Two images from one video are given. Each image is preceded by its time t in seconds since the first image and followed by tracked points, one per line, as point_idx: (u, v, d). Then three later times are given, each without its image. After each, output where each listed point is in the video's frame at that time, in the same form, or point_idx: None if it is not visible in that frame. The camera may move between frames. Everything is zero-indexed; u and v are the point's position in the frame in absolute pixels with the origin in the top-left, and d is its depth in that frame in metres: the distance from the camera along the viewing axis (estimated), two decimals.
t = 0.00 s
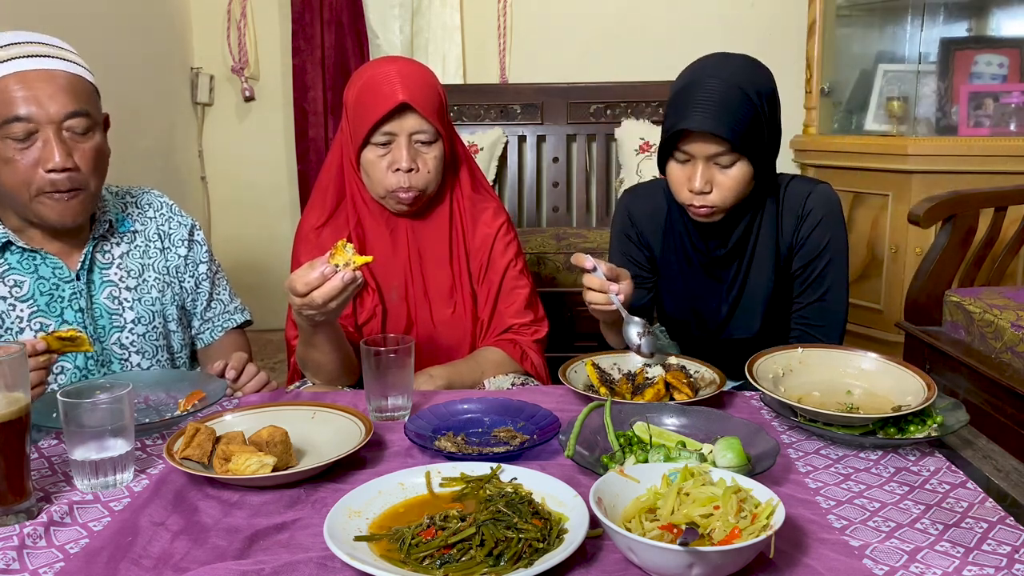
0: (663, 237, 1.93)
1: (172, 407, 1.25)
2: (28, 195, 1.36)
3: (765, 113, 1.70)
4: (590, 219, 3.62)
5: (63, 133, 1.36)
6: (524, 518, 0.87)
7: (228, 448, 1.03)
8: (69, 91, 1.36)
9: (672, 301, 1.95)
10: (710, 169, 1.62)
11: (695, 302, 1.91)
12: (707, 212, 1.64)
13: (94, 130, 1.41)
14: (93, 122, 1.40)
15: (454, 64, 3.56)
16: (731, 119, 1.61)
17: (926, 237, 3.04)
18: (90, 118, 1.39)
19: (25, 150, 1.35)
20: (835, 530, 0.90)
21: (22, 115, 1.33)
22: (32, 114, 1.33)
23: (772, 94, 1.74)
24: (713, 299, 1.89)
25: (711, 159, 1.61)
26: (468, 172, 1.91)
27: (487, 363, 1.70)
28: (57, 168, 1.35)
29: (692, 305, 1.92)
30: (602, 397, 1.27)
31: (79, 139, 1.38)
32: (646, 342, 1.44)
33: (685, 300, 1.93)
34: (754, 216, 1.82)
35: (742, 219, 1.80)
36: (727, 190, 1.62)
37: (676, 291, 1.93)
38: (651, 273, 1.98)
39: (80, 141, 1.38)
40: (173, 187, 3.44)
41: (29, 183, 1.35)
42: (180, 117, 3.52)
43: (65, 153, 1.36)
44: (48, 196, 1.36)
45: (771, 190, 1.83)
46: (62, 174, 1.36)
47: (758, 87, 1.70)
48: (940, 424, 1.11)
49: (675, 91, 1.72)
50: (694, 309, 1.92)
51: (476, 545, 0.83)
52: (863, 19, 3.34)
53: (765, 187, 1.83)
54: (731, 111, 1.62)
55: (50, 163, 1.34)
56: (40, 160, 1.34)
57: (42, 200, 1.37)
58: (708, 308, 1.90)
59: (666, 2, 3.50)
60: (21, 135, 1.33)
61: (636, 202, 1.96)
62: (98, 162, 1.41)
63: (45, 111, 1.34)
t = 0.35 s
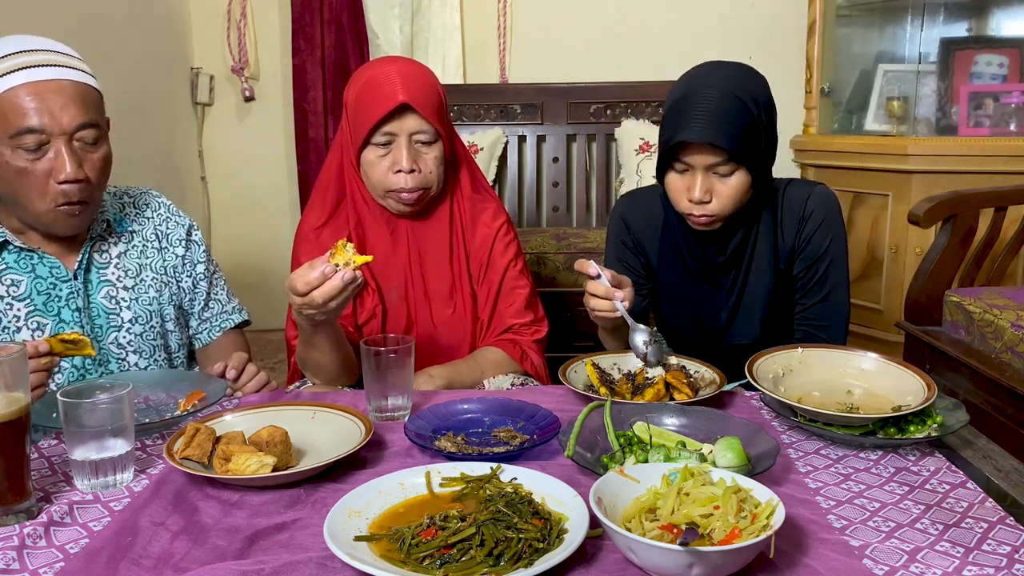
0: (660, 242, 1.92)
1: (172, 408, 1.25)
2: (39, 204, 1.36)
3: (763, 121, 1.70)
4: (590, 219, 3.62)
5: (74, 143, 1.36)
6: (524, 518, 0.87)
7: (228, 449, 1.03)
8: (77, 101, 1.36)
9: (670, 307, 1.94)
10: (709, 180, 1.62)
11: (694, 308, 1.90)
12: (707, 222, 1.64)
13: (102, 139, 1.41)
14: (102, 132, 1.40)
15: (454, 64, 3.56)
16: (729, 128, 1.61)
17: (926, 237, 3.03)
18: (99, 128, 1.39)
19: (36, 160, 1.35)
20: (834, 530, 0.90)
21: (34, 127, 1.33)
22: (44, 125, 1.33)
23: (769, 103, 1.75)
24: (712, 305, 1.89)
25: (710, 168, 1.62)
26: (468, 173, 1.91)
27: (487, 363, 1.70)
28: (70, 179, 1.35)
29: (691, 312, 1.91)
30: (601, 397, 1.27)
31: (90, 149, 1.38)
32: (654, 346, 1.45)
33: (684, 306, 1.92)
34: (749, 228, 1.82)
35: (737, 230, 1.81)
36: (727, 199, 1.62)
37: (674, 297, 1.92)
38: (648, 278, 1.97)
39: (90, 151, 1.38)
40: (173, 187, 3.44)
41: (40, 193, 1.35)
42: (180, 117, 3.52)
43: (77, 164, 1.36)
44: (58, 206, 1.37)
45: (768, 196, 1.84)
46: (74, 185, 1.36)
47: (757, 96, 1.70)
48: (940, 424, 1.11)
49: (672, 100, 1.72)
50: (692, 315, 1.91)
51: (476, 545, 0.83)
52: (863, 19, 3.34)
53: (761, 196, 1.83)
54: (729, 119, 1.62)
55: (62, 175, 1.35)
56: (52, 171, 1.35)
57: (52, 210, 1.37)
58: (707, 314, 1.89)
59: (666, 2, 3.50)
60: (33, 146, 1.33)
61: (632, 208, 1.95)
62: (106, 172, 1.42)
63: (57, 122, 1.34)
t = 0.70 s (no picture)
0: (661, 238, 1.92)
1: (172, 407, 1.25)
2: (38, 201, 1.36)
3: (761, 116, 1.70)
4: (590, 219, 3.62)
5: (76, 141, 1.36)
6: (524, 518, 0.87)
7: (228, 449, 1.03)
8: (78, 100, 1.36)
9: (670, 305, 1.94)
10: (708, 174, 1.63)
11: (694, 305, 1.90)
12: (706, 216, 1.66)
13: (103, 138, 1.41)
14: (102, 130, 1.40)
15: (454, 64, 3.56)
16: (728, 122, 1.61)
17: (926, 237, 3.04)
18: (101, 126, 1.39)
19: (37, 158, 1.35)
20: (834, 530, 0.90)
21: (35, 124, 1.33)
22: (45, 123, 1.33)
23: (767, 98, 1.75)
24: (712, 301, 1.89)
25: (710, 163, 1.62)
26: (468, 173, 1.90)
27: (486, 363, 1.70)
28: (71, 176, 1.35)
29: (691, 308, 1.91)
30: (601, 396, 1.27)
31: (91, 148, 1.39)
32: (653, 352, 1.43)
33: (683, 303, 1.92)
34: (749, 224, 1.82)
35: (738, 224, 1.81)
36: (725, 196, 1.62)
37: (674, 294, 1.92)
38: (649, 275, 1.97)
39: (91, 149, 1.39)
40: (173, 186, 3.44)
41: (41, 190, 1.35)
42: (180, 116, 3.52)
43: (78, 161, 1.36)
44: (58, 203, 1.36)
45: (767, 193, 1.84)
46: (74, 182, 1.36)
47: (755, 95, 1.70)
48: (940, 424, 1.11)
49: (671, 95, 1.72)
50: (693, 312, 1.91)
51: (476, 545, 0.83)
52: (863, 19, 3.34)
53: (760, 190, 1.83)
54: (727, 116, 1.62)
55: (63, 172, 1.35)
56: (53, 168, 1.35)
57: (52, 207, 1.37)
58: (707, 310, 1.89)
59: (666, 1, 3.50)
60: (34, 144, 1.33)
61: (634, 203, 1.95)
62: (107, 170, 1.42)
63: (58, 120, 1.34)
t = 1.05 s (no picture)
0: (661, 237, 1.92)
1: (172, 407, 1.25)
2: (37, 198, 1.36)
3: (758, 117, 1.70)
4: (590, 219, 3.62)
5: (75, 138, 1.37)
6: (524, 518, 0.87)
7: (229, 448, 1.03)
8: (78, 97, 1.36)
9: (670, 304, 1.94)
10: (705, 175, 1.62)
11: (694, 304, 1.91)
12: (705, 216, 1.65)
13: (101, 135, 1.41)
14: (101, 127, 1.40)
15: (454, 63, 3.56)
16: (725, 124, 1.61)
17: (926, 237, 3.03)
18: (100, 123, 1.40)
19: (37, 155, 1.35)
20: (834, 530, 0.90)
21: (34, 121, 1.33)
22: (44, 119, 1.33)
23: (764, 99, 1.75)
24: (712, 300, 1.89)
25: (707, 164, 1.62)
26: (468, 172, 1.90)
27: (486, 363, 1.70)
28: (70, 173, 1.35)
29: (691, 307, 1.91)
30: (601, 397, 1.27)
31: (90, 144, 1.39)
32: (653, 358, 1.43)
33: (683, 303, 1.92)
34: (748, 223, 1.82)
35: (736, 224, 1.81)
36: (723, 195, 1.62)
37: (673, 293, 1.93)
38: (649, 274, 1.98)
39: (90, 146, 1.39)
40: (173, 186, 3.44)
41: (40, 186, 1.35)
42: (180, 116, 3.52)
43: (77, 158, 1.36)
44: (57, 199, 1.36)
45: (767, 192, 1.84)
46: (73, 178, 1.36)
47: (753, 95, 1.70)
48: (940, 424, 1.11)
49: (670, 96, 1.72)
50: (692, 310, 1.91)
51: (476, 545, 0.83)
52: (863, 19, 3.34)
53: (759, 190, 1.83)
54: (725, 116, 1.62)
55: (62, 168, 1.35)
56: (52, 165, 1.35)
57: (51, 204, 1.37)
58: (707, 309, 1.90)
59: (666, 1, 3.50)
60: (34, 140, 1.33)
61: (635, 201, 1.95)
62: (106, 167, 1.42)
63: (57, 116, 1.34)
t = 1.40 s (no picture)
0: (664, 235, 1.92)
1: (172, 407, 1.25)
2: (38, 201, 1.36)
3: (759, 117, 1.70)
4: (590, 219, 3.62)
5: (73, 140, 1.37)
6: (524, 518, 0.87)
7: (228, 448, 1.03)
8: (75, 99, 1.36)
9: (671, 301, 1.95)
10: (705, 173, 1.63)
11: (694, 302, 1.91)
12: (705, 215, 1.65)
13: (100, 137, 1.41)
14: (99, 129, 1.40)
15: (454, 63, 3.56)
16: (725, 123, 1.61)
17: (926, 237, 3.03)
18: (97, 125, 1.40)
19: (36, 158, 1.35)
20: (834, 530, 0.90)
21: (33, 125, 1.33)
22: (42, 123, 1.33)
23: (765, 98, 1.74)
24: (712, 298, 1.89)
25: (707, 162, 1.62)
26: (469, 172, 1.90)
27: (486, 363, 1.70)
28: (70, 176, 1.35)
29: (692, 305, 1.92)
30: (602, 397, 1.27)
31: (89, 146, 1.39)
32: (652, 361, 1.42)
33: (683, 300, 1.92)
34: (750, 222, 1.82)
35: (738, 219, 1.81)
36: (723, 193, 1.63)
37: (674, 291, 1.93)
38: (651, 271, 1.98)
39: (89, 148, 1.39)
40: (173, 186, 3.44)
41: (40, 189, 1.35)
42: (180, 116, 3.52)
43: (77, 161, 1.36)
44: (58, 202, 1.37)
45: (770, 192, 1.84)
46: (73, 181, 1.36)
47: (754, 95, 1.70)
48: (940, 424, 1.11)
49: (670, 94, 1.72)
50: (693, 308, 1.92)
51: (476, 545, 0.83)
52: (863, 19, 3.34)
53: (762, 189, 1.83)
54: (726, 116, 1.62)
55: (61, 171, 1.35)
56: (52, 168, 1.35)
57: (51, 206, 1.37)
58: (708, 307, 1.90)
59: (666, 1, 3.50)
60: (33, 144, 1.33)
61: (641, 197, 1.96)
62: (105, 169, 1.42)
63: (56, 119, 1.34)
